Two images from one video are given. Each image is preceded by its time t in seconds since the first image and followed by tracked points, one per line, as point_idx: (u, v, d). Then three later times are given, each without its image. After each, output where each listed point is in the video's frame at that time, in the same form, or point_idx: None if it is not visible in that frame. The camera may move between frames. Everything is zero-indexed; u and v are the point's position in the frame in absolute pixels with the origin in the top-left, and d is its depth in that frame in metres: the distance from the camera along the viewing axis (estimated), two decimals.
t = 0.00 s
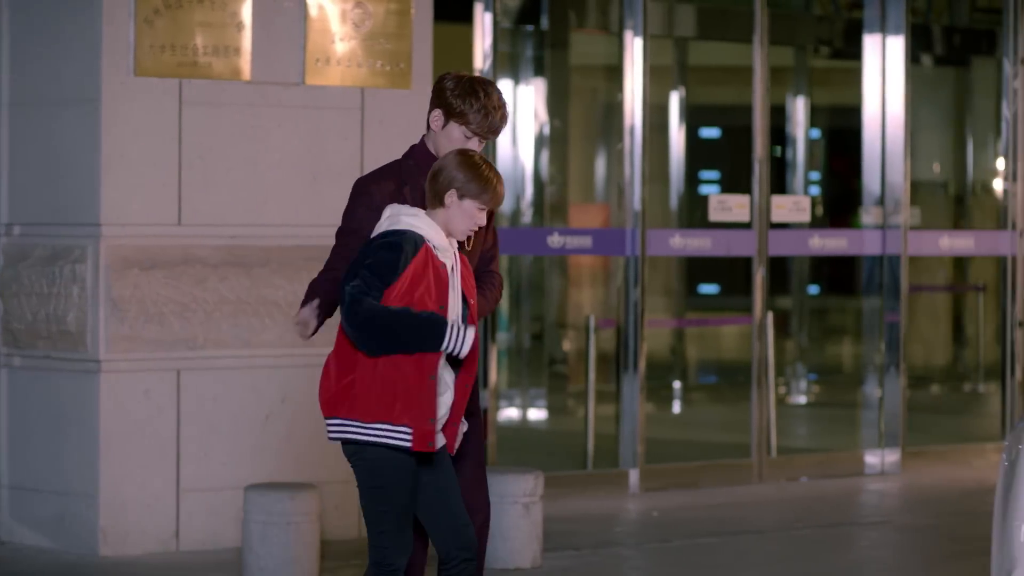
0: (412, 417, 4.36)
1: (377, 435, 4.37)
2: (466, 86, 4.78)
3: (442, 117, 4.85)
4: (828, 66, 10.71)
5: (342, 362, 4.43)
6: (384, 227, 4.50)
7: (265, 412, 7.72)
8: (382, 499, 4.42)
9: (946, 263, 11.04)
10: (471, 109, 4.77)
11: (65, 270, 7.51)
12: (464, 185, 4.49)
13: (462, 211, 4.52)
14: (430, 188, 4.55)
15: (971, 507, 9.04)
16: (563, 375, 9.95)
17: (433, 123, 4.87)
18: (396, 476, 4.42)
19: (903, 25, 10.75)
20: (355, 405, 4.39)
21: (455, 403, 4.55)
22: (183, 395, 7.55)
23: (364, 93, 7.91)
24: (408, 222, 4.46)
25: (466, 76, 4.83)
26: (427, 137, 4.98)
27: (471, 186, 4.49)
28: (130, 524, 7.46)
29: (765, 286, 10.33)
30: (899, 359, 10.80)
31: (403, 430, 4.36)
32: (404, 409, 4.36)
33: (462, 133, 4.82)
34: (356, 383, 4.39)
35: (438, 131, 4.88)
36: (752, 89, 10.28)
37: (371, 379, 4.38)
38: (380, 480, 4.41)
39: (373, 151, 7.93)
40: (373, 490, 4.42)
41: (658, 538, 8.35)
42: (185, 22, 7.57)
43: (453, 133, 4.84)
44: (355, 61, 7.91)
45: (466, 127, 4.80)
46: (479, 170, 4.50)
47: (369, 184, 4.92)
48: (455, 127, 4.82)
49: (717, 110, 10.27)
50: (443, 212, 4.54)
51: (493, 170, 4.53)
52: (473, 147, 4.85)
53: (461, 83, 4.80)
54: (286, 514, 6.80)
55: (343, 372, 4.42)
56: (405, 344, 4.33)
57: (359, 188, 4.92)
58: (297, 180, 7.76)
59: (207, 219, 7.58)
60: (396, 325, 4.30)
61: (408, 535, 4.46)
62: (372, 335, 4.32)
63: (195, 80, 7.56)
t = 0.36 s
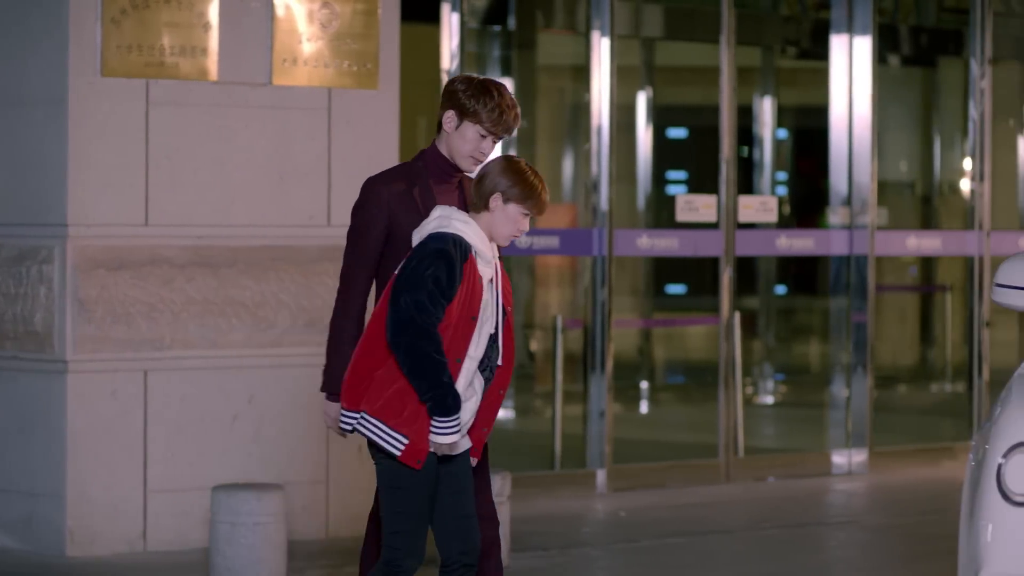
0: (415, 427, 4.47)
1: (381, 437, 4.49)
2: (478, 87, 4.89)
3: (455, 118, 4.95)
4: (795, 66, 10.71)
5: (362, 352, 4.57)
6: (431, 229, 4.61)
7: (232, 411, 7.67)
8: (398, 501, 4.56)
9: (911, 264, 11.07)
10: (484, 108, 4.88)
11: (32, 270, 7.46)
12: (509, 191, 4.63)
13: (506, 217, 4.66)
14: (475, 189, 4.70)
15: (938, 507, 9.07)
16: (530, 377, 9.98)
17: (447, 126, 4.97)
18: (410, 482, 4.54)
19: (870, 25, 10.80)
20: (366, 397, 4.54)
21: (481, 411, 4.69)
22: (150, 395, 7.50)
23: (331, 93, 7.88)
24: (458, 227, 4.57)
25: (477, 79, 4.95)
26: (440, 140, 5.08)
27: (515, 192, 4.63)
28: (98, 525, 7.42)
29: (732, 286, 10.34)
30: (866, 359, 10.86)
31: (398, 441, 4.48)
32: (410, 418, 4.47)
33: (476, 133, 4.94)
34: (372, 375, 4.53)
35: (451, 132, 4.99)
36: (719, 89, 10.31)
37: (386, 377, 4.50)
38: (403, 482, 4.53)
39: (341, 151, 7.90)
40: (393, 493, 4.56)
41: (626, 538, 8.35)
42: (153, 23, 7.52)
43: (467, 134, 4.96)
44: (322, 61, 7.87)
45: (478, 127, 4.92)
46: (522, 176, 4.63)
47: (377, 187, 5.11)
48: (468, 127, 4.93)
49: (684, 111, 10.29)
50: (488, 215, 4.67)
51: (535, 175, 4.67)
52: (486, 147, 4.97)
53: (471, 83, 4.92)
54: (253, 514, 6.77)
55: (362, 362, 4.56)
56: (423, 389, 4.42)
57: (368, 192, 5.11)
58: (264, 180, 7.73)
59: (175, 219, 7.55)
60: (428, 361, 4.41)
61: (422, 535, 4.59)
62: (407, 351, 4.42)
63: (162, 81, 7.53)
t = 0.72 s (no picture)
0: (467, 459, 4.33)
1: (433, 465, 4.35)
2: (507, 82, 5.00)
3: (487, 113, 5.02)
4: (766, 66, 10.74)
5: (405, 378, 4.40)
6: (486, 255, 4.44)
7: (203, 412, 7.64)
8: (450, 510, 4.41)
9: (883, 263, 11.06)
10: (514, 100, 4.98)
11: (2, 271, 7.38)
12: (553, 218, 4.55)
13: (550, 245, 4.56)
14: (513, 226, 4.58)
15: (908, 507, 9.10)
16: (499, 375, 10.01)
17: (478, 121, 5.04)
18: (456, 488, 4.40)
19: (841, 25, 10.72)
20: (411, 423, 4.38)
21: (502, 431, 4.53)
22: (122, 395, 7.47)
23: (302, 93, 7.84)
24: (514, 260, 4.40)
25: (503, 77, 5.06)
26: (470, 138, 5.14)
27: (556, 217, 4.55)
28: (69, 526, 7.39)
29: (703, 287, 10.33)
30: (837, 359, 10.77)
31: (452, 469, 4.34)
32: (461, 446, 4.33)
33: (508, 125, 5.01)
34: (417, 405, 4.36)
35: (484, 129, 5.05)
36: (690, 90, 10.28)
37: (433, 408, 4.34)
38: (452, 496, 4.37)
39: (313, 151, 7.86)
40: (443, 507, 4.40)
41: (598, 538, 8.35)
42: (124, 23, 7.47)
43: (500, 128, 5.02)
44: (293, 62, 7.83)
45: (509, 120, 5.00)
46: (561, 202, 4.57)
47: (404, 184, 5.16)
48: (501, 120, 5.00)
49: (655, 111, 10.29)
50: (533, 246, 4.56)
51: (573, 202, 4.62)
52: (519, 140, 5.04)
53: (497, 79, 5.02)
54: (224, 514, 6.73)
55: (404, 388, 4.39)
56: (471, 429, 4.24)
57: (395, 190, 5.16)
58: (235, 180, 7.69)
59: (146, 220, 7.52)
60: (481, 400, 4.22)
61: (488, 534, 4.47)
62: (459, 386, 4.23)
63: (133, 81, 7.49)
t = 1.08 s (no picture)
0: (480, 448, 4.29)
1: (444, 457, 4.30)
2: (513, 81, 4.72)
3: (497, 115, 4.74)
4: (736, 66, 10.76)
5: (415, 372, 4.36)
6: (478, 238, 4.36)
7: (174, 412, 7.60)
8: (463, 507, 4.35)
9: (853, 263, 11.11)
10: (523, 98, 4.70)
11: None
12: (552, 196, 4.42)
13: (548, 222, 4.43)
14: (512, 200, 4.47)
15: (879, 507, 9.13)
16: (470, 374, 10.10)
17: (488, 123, 4.75)
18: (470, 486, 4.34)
19: (812, 25, 10.69)
20: (422, 416, 4.34)
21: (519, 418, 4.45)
22: (93, 395, 7.44)
23: (273, 93, 7.81)
24: (504, 239, 4.31)
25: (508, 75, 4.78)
26: (478, 140, 4.83)
27: (556, 195, 4.42)
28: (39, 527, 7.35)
29: (674, 287, 10.30)
30: (808, 359, 10.76)
31: (465, 458, 4.29)
32: (474, 435, 4.28)
33: (519, 125, 4.72)
34: (426, 399, 4.32)
35: (494, 132, 4.76)
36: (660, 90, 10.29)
37: (442, 401, 4.30)
38: (464, 486, 4.33)
39: (284, 151, 7.83)
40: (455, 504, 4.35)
41: (569, 538, 8.34)
42: (94, 23, 7.44)
43: (510, 128, 4.73)
44: (264, 62, 7.80)
45: (519, 119, 4.71)
46: (562, 180, 4.44)
47: (411, 183, 4.87)
48: (511, 119, 4.72)
49: (626, 111, 10.33)
50: (528, 223, 4.43)
51: (574, 179, 4.50)
52: (531, 140, 4.76)
53: (501, 78, 4.74)
54: (195, 514, 6.69)
55: (413, 383, 4.35)
56: (484, 417, 4.21)
57: (401, 189, 4.87)
58: (205, 181, 7.65)
59: (116, 220, 7.49)
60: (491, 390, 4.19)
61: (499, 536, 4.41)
62: (467, 377, 4.20)
63: (104, 82, 7.45)
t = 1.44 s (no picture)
0: (485, 438, 4.31)
1: (452, 450, 4.35)
2: (512, 83, 4.77)
3: (499, 120, 4.80)
4: (710, 66, 10.79)
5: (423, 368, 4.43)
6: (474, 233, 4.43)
7: (147, 412, 7.57)
8: (472, 510, 4.38)
9: (827, 263, 11.13)
10: (525, 101, 4.77)
11: None
12: (556, 187, 4.46)
13: (551, 213, 4.46)
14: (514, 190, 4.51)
15: (851, 507, 9.15)
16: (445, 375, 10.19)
17: (491, 129, 4.81)
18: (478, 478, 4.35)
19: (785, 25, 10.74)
20: (430, 411, 4.39)
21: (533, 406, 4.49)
22: (66, 395, 7.42)
23: (246, 93, 7.78)
24: (498, 230, 4.37)
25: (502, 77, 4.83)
26: (479, 145, 4.90)
27: (558, 186, 4.45)
28: (12, 527, 7.35)
29: (647, 287, 10.30)
30: (781, 360, 10.79)
31: (470, 449, 4.32)
32: (479, 426, 4.31)
33: (523, 127, 4.80)
34: (432, 395, 4.38)
35: (497, 135, 4.82)
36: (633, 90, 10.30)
37: (445, 396, 4.36)
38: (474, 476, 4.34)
39: (257, 152, 7.79)
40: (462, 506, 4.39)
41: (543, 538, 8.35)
42: (68, 23, 7.45)
43: (514, 131, 4.80)
44: (237, 62, 7.77)
45: (523, 121, 4.78)
46: (564, 172, 4.47)
47: (420, 190, 4.90)
48: (515, 122, 4.79)
49: (599, 111, 10.33)
50: (530, 214, 4.47)
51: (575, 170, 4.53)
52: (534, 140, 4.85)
53: (501, 81, 4.79)
54: (168, 515, 6.66)
55: (421, 381, 4.43)
56: (483, 407, 4.24)
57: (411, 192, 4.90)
58: (177, 180, 7.63)
59: (89, 220, 7.48)
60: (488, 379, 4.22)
61: (497, 541, 4.45)
62: (465, 370, 4.24)
63: (77, 82, 7.46)
